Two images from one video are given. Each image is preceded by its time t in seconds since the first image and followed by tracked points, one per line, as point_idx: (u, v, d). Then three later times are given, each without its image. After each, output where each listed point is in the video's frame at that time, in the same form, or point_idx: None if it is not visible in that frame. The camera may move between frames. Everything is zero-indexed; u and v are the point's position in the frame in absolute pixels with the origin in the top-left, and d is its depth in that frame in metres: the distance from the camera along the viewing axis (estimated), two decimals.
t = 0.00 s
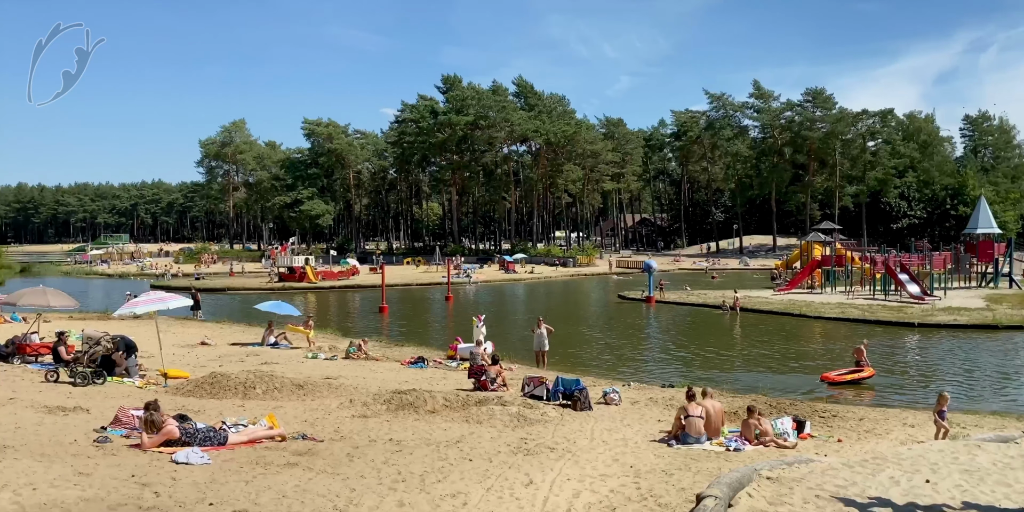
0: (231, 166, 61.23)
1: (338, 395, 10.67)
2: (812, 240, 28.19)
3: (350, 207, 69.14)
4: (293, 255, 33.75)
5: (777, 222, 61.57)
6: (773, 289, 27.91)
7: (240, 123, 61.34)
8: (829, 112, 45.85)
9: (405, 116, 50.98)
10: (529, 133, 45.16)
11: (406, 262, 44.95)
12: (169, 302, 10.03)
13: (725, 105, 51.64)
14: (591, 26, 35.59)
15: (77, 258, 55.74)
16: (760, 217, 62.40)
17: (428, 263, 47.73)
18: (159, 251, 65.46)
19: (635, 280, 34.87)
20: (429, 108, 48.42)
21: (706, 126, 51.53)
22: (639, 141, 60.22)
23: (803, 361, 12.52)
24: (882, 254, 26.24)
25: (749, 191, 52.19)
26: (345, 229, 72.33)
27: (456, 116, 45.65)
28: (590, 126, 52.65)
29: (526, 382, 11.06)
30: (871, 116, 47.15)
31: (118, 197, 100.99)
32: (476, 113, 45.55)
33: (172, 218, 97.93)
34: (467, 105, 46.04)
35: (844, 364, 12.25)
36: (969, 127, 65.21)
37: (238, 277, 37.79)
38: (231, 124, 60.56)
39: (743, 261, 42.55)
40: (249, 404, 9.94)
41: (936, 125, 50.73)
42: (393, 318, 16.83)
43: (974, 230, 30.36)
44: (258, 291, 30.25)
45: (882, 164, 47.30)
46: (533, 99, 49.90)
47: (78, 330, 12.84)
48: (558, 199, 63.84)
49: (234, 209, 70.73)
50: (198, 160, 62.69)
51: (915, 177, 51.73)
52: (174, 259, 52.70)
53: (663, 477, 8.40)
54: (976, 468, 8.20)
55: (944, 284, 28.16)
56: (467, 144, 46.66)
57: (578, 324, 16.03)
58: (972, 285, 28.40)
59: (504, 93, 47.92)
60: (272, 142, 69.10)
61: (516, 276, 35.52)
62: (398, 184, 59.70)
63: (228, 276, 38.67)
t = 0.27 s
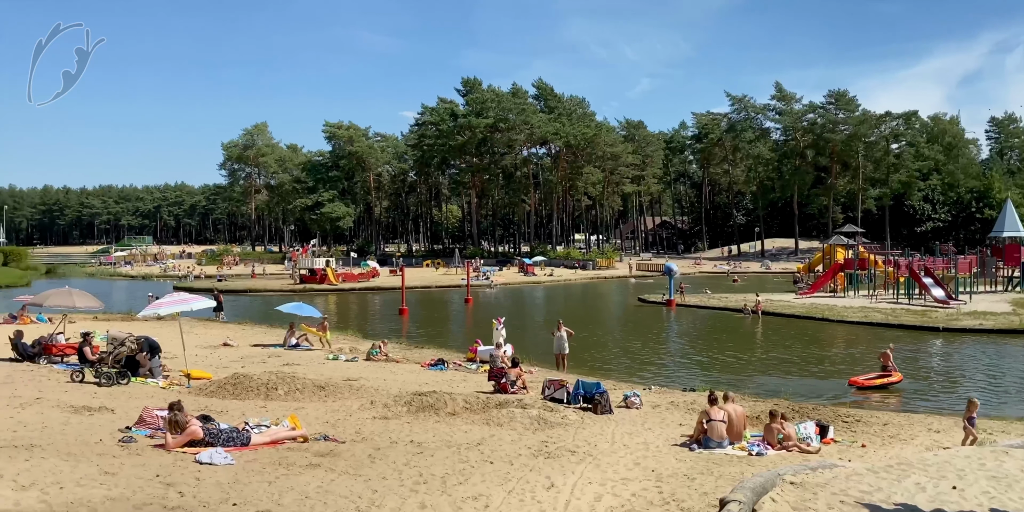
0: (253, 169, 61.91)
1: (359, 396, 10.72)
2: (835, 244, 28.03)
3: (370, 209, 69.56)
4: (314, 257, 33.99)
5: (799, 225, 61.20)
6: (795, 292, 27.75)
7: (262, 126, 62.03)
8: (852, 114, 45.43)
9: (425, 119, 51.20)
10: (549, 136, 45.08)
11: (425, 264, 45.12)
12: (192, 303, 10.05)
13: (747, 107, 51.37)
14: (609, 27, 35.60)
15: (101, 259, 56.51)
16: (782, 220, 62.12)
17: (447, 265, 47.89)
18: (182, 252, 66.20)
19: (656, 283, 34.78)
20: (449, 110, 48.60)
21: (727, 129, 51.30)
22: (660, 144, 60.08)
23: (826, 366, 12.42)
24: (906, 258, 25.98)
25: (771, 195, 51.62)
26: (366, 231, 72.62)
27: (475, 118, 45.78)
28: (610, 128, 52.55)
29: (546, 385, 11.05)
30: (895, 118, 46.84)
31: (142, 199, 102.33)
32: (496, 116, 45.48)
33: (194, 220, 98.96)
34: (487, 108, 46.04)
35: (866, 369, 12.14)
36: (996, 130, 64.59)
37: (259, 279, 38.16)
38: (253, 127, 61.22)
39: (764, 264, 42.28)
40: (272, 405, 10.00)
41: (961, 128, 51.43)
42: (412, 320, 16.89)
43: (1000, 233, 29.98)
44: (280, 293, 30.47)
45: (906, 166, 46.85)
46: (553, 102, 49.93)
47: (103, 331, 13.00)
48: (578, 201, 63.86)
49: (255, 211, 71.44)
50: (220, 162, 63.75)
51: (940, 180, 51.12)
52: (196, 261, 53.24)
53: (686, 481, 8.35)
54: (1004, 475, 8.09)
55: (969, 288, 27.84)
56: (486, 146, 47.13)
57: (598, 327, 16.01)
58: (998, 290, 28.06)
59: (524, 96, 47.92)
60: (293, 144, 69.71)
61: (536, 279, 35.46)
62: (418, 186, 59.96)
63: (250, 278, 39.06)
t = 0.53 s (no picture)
0: (275, 171, 62.44)
1: (379, 397, 10.76)
2: (857, 247, 27.82)
3: (390, 211, 69.94)
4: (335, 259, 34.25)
5: (821, 228, 60.80)
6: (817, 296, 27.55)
7: (284, 129, 62.63)
8: (875, 117, 45.06)
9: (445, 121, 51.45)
10: (569, 138, 45.02)
11: (445, 266, 45.30)
12: (215, 305, 10.08)
13: (769, 110, 51.83)
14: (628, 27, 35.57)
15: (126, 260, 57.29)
16: (804, 223, 61.78)
17: (467, 267, 47.96)
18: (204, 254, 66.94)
19: (676, 285, 34.66)
20: (469, 113, 48.68)
21: (749, 131, 51.62)
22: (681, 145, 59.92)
23: (849, 370, 12.31)
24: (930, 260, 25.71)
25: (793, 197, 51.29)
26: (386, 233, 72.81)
27: (495, 120, 45.69)
28: (631, 130, 52.45)
29: (566, 388, 11.04)
30: (918, 120, 46.53)
31: (165, 201, 103.68)
32: (516, 118, 45.57)
33: (216, 222, 99.99)
34: (506, 110, 45.88)
35: (889, 374, 12.00)
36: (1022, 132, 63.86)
37: (281, 280, 38.47)
38: (275, 130, 61.78)
39: (786, 267, 41.99)
40: (293, 406, 10.06)
41: (986, 129, 50.91)
42: (432, 322, 16.93)
43: None
44: (301, 294, 30.64)
45: (930, 168, 46.31)
46: (574, 104, 49.94)
47: (128, 331, 13.15)
48: (597, 204, 63.87)
49: (277, 214, 72.09)
50: (241, 165, 64.27)
51: (965, 182, 50.52)
52: (218, 262, 53.82)
53: (707, 485, 8.30)
54: None
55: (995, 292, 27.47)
56: (505, 148, 47.27)
57: (618, 331, 15.96)
58: None
59: (544, 98, 47.94)
60: (314, 147, 70.26)
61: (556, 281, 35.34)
62: (437, 188, 60.20)
63: (271, 279, 39.41)
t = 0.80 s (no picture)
0: (296, 174, 62.99)
1: (399, 399, 10.80)
2: (879, 250, 27.61)
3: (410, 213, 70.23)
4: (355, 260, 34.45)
5: (843, 231, 60.28)
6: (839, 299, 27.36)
7: (305, 132, 63.08)
8: (899, 118, 44.64)
9: (465, 123, 51.64)
10: (589, 140, 45.01)
11: (465, 268, 45.42)
12: (237, 306, 10.09)
13: (790, 111, 51.70)
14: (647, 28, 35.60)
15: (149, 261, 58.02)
16: (827, 225, 61.35)
17: (486, 269, 48.04)
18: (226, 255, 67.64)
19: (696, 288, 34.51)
20: (488, 115, 48.76)
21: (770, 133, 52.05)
22: (702, 147, 59.76)
23: (871, 374, 12.19)
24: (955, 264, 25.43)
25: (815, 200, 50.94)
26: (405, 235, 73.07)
27: (515, 122, 45.56)
28: (651, 132, 52.28)
29: (586, 390, 11.02)
30: (942, 122, 46.03)
31: (188, 203, 104.87)
32: (535, 120, 45.64)
33: (238, 224, 100.96)
34: (525, 112, 45.61)
35: (913, 378, 11.86)
36: None
37: (301, 281, 38.77)
38: (296, 132, 62.24)
39: (808, 270, 41.67)
40: (315, 406, 10.12)
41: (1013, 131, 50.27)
42: (452, 324, 16.97)
43: None
44: (322, 296, 30.82)
45: (954, 171, 45.68)
46: (594, 106, 49.89)
47: (151, 331, 13.30)
48: (617, 206, 63.80)
49: (298, 216, 72.66)
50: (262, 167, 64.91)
51: (991, 185, 49.86)
52: (240, 264, 54.31)
53: (729, 490, 8.24)
54: None
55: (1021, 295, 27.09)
56: (525, 150, 47.26)
57: (638, 333, 15.92)
58: None
59: (563, 100, 47.98)
60: (334, 149, 70.80)
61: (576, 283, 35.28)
62: (457, 190, 60.36)
63: (292, 280, 39.74)
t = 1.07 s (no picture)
0: (318, 176, 63.58)
1: (420, 400, 10.82)
2: (903, 254, 27.33)
3: (430, 215, 70.60)
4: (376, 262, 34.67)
5: (867, 234, 59.75)
6: (862, 303, 27.10)
7: (326, 134, 63.46)
8: (923, 119, 44.95)
9: (486, 126, 51.91)
10: (609, 142, 45.01)
11: (485, 270, 45.54)
12: (259, 307, 10.15)
13: (813, 113, 51.07)
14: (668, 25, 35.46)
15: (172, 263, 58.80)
16: (850, 228, 60.94)
17: (506, 270, 48.12)
18: (248, 257, 68.36)
19: (717, 291, 34.33)
20: (509, 116, 48.93)
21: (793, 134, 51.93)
22: (724, 149, 59.63)
23: (895, 379, 12.04)
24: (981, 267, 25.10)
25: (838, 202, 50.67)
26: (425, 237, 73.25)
27: (535, 124, 45.61)
28: (672, 134, 52.13)
29: (606, 393, 10.99)
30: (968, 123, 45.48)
31: (211, 205, 106.11)
32: (556, 122, 45.77)
33: (260, 225, 101.95)
34: (546, 114, 46.10)
35: (938, 382, 11.70)
36: None
37: (323, 283, 39.06)
38: (318, 135, 62.68)
39: (831, 272, 41.34)
40: (336, 407, 10.17)
41: None
42: (472, 326, 17.00)
43: None
44: (343, 297, 31.04)
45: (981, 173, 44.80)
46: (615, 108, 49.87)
47: (174, 332, 13.44)
48: (638, 208, 63.72)
49: (320, 218, 73.26)
50: (284, 170, 65.55)
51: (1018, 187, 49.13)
52: (262, 265, 54.83)
53: (751, 494, 8.17)
54: None
55: None
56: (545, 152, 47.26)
57: (658, 336, 15.86)
58: None
59: (584, 102, 47.97)
60: (356, 151, 71.36)
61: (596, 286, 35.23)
62: (477, 192, 60.53)
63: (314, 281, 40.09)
